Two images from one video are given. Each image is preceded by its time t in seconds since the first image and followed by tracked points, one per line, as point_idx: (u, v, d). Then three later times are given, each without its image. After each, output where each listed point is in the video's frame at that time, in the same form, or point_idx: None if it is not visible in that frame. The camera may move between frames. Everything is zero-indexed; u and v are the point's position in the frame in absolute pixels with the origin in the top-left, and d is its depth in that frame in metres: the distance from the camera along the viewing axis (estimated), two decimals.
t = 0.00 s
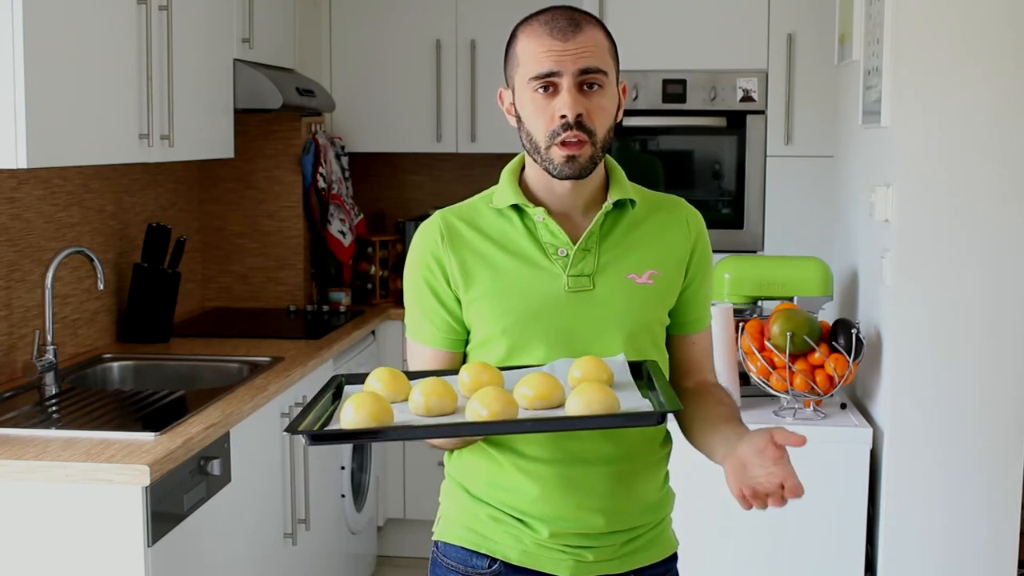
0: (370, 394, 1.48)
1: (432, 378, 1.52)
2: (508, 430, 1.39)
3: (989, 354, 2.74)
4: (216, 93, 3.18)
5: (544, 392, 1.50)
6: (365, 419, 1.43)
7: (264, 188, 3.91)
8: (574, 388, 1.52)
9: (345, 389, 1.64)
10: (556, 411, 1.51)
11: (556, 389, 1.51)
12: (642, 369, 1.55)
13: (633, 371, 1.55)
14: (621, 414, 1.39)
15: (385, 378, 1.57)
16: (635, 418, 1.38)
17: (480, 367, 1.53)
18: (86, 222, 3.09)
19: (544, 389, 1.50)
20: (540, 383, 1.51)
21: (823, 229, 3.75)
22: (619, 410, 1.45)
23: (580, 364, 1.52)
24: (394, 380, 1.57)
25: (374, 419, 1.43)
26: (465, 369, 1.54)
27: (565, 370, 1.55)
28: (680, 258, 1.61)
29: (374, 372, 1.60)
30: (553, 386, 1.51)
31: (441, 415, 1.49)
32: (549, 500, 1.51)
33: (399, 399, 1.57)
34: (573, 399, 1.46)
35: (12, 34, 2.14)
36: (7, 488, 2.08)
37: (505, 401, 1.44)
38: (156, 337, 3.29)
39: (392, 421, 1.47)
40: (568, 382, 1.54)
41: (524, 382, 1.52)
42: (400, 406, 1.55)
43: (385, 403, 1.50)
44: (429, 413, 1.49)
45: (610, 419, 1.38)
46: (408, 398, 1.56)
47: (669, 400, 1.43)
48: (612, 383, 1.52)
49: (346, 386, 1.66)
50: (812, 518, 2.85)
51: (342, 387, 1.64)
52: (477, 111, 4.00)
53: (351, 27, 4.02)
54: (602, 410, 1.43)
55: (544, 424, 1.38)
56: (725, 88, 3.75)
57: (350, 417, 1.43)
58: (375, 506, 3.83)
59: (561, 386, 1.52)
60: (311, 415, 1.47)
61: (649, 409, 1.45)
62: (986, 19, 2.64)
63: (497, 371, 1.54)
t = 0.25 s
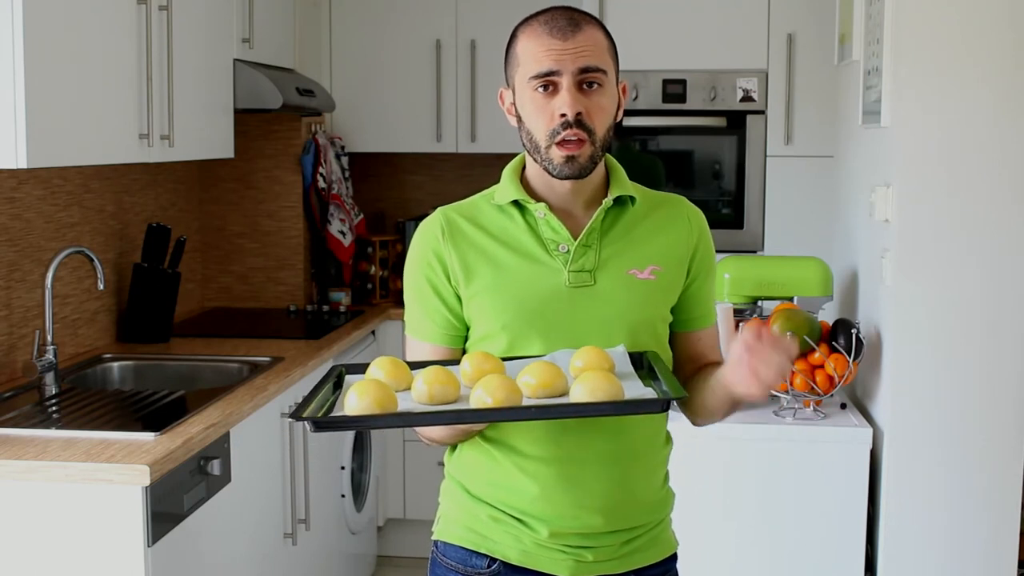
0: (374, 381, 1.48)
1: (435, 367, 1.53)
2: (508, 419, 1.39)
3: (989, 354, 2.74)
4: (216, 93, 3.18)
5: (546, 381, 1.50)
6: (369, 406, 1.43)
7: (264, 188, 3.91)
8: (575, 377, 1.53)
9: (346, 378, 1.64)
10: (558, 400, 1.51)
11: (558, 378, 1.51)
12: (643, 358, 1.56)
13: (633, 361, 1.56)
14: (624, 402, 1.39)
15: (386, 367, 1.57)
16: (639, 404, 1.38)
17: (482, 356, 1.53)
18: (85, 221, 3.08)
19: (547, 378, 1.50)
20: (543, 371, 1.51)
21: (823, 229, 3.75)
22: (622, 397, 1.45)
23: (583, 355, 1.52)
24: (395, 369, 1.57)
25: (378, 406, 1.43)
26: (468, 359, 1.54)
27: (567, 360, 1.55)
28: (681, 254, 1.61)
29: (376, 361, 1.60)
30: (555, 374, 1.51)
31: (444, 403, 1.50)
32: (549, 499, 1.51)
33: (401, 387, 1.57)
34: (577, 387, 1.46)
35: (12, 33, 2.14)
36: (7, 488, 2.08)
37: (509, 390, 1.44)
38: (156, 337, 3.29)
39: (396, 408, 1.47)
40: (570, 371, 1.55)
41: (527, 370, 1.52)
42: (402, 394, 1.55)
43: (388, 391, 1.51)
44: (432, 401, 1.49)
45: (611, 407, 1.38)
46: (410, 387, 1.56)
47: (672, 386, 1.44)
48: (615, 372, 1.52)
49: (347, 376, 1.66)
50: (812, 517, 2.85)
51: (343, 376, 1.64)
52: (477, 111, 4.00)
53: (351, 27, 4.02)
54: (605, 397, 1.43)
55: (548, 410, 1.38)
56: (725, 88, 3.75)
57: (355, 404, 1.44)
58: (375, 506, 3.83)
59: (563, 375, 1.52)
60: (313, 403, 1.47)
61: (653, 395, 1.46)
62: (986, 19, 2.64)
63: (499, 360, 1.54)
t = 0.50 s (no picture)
0: (373, 382, 1.48)
1: (434, 366, 1.53)
2: (508, 417, 1.39)
3: (989, 354, 2.74)
4: (215, 93, 3.18)
5: (545, 377, 1.50)
6: (368, 407, 1.43)
7: (264, 188, 3.91)
8: (575, 372, 1.51)
9: (346, 378, 1.65)
10: (558, 395, 1.51)
11: (557, 373, 1.51)
12: (643, 353, 1.55)
13: (633, 354, 1.56)
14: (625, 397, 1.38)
15: (385, 367, 1.57)
16: (638, 401, 1.38)
17: (481, 354, 1.52)
18: (86, 222, 3.09)
19: (545, 374, 1.50)
20: (541, 367, 1.50)
21: (823, 228, 3.75)
22: (621, 393, 1.45)
23: (581, 349, 1.50)
24: (394, 369, 1.57)
25: (377, 407, 1.43)
26: (467, 357, 1.53)
27: (566, 355, 1.55)
28: (681, 253, 1.61)
29: (374, 361, 1.60)
30: (554, 370, 1.51)
31: (443, 402, 1.49)
32: (548, 498, 1.51)
33: (401, 387, 1.57)
34: (576, 381, 1.46)
35: (12, 33, 2.14)
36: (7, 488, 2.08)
37: (507, 387, 1.44)
38: (156, 337, 3.29)
39: (395, 409, 1.47)
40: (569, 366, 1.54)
41: (525, 366, 1.51)
42: (402, 394, 1.55)
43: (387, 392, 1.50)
44: (431, 400, 1.49)
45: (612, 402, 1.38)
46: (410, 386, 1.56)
47: (671, 376, 1.44)
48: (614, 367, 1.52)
49: (346, 376, 1.66)
50: (812, 517, 2.85)
51: (343, 376, 1.65)
52: (477, 111, 3.99)
53: (351, 27, 4.02)
54: (604, 394, 1.43)
55: (547, 407, 1.38)
56: (725, 88, 3.75)
57: (354, 406, 1.43)
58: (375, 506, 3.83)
59: (562, 371, 1.52)
60: (313, 403, 1.48)
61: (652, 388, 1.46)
62: (986, 19, 2.64)
63: (498, 357, 1.53)
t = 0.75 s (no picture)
0: (370, 380, 1.48)
1: (431, 365, 1.52)
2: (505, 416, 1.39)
3: (989, 354, 2.74)
4: (216, 93, 3.18)
5: (542, 376, 1.50)
6: (366, 406, 1.43)
7: (264, 188, 3.91)
8: (571, 372, 1.52)
9: (344, 377, 1.64)
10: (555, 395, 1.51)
11: (555, 373, 1.51)
12: (638, 353, 1.55)
13: (630, 355, 1.56)
14: (619, 397, 1.40)
15: (384, 367, 1.57)
16: (634, 400, 1.39)
17: (478, 353, 1.52)
18: (85, 222, 3.09)
19: (542, 373, 1.50)
20: (538, 367, 1.51)
21: (823, 228, 3.75)
22: (617, 393, 1.45)
23: (578, 350, 1.51)
24: (392, 368, 1.57)
25: (375, 405, 1.43)
26: (463, 356, 1.53)
27: (563, 355, 1.55)
28: (680, 256, 1.61)
29: (372, 360, 1.61)
30: (551, 369, 1.51)
31: (441, 401, 1.49)
32: (546, 497, 1.51)
33: (399, 386, 1.57)
34: (572, 381, 1.46)
35: (12, 33, 2.14)
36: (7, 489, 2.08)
37: (505, 386, 1.44)
38: (156, 337, 3.29)
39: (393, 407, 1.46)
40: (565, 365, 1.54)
41: (522, 366, 1.52)
42: (400, 393, 1.55)
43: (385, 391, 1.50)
44: (429, 399, 1.49)
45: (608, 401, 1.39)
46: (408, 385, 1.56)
47: (666, 377, 1.44)
48: (611, 367, 1.52)
49: (344, 375, 1.66)
50: (812, 517, 2.85)
51: (341, 375, 1.64)
52: (477, 111, 3.99)
53: (351, 27, 4.02)
54: (600, 392, 1.43)
55: (544, 407, 1.38)
56: (725, 88, 3.75)
57: (351, 404, 1.44)
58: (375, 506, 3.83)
59: (559, 370, 1.52)
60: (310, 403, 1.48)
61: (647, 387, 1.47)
62: (987, 19, 2.64)
63: (495, 357, 1.53)
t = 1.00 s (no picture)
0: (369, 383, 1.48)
1: (430, 370, 1.52)
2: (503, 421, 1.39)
3: (989, 354, 2.74)
4: (215, 93, 3.18)
5: (540, 383, 1.49)
6: (364, 407, 1.43)
7: (264, 188, 3.91)
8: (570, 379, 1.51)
9: (343, 380, 1.64)
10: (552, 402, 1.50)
11: (553, 381, 1.49)
12: (638, 363, 1.55)
13: (628, 365, 1.55)
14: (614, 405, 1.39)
15: (382, 369, 1.57)
16: (632, 408, 1.38)
17: (478, 358, 1.52)
18: (86, 222, 3.09)
19: (540, 380, 1.49)
20: (537, 373, 1.49)
21: (823, 229, 3.75)
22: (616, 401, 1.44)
23: (577, 357, 1.50)
24: (391, 372, 1.57)
25: (373, 407, 1.43)
26: (463, 360, 1.53)
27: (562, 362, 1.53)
28: (680, 259, 1.61)
29: (371, 363, 1.60)
30: (550, 376, 1.49)
31: (439, 405, 1.49)
32: (544, 497, 1.51)
33: (397, 390, 1.57)
34: (570, 389, 1.45)
35: (12, 32, 2.14)
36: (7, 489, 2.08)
37: (503, 391, 1.44)
38: (156, 337, 3.29)
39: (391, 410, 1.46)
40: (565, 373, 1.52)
41: (521, 373, 1.51)
42: (398, 397, 1.55)
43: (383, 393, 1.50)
44: (427, 403, 1.49)
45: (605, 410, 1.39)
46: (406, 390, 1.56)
47: (665, 387, 1.44)
48: (609, 375, 1.51)
49: (343, 377, 1.66)
50: (812, 517, 2.85)
51: (339, 377, 1.64)
52: (477, 111, 3.99)
53: (351, 28, 4.02)
54: (598, 400, 1.42)
55: (541, 414, 1.39)
56: (725, 88, 3.75)
57: (349, 406, 1.43)
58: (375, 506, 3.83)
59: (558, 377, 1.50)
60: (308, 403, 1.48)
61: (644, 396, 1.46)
62: (986, 19, 2.64)
63: (495, 363, 1.53)
